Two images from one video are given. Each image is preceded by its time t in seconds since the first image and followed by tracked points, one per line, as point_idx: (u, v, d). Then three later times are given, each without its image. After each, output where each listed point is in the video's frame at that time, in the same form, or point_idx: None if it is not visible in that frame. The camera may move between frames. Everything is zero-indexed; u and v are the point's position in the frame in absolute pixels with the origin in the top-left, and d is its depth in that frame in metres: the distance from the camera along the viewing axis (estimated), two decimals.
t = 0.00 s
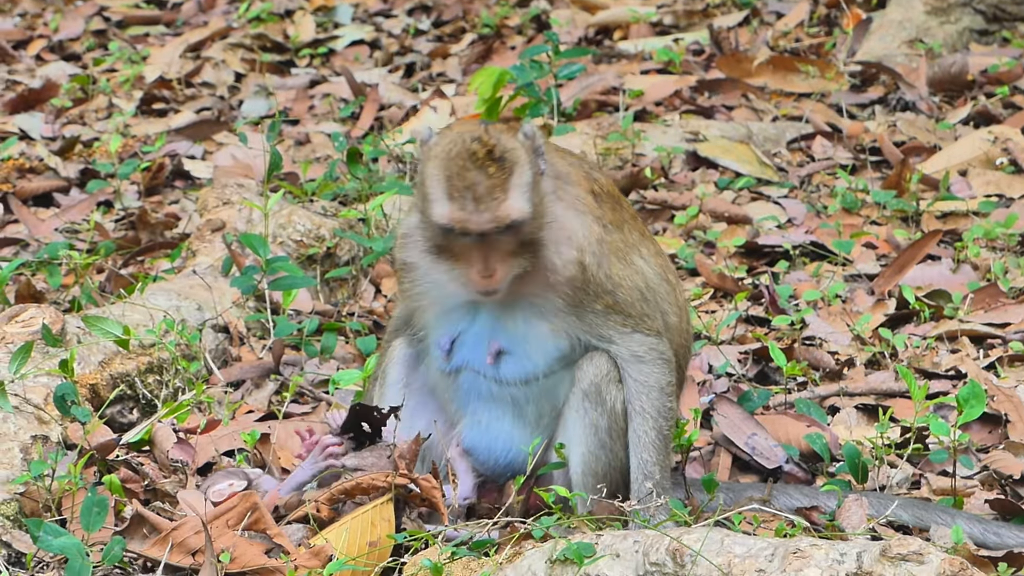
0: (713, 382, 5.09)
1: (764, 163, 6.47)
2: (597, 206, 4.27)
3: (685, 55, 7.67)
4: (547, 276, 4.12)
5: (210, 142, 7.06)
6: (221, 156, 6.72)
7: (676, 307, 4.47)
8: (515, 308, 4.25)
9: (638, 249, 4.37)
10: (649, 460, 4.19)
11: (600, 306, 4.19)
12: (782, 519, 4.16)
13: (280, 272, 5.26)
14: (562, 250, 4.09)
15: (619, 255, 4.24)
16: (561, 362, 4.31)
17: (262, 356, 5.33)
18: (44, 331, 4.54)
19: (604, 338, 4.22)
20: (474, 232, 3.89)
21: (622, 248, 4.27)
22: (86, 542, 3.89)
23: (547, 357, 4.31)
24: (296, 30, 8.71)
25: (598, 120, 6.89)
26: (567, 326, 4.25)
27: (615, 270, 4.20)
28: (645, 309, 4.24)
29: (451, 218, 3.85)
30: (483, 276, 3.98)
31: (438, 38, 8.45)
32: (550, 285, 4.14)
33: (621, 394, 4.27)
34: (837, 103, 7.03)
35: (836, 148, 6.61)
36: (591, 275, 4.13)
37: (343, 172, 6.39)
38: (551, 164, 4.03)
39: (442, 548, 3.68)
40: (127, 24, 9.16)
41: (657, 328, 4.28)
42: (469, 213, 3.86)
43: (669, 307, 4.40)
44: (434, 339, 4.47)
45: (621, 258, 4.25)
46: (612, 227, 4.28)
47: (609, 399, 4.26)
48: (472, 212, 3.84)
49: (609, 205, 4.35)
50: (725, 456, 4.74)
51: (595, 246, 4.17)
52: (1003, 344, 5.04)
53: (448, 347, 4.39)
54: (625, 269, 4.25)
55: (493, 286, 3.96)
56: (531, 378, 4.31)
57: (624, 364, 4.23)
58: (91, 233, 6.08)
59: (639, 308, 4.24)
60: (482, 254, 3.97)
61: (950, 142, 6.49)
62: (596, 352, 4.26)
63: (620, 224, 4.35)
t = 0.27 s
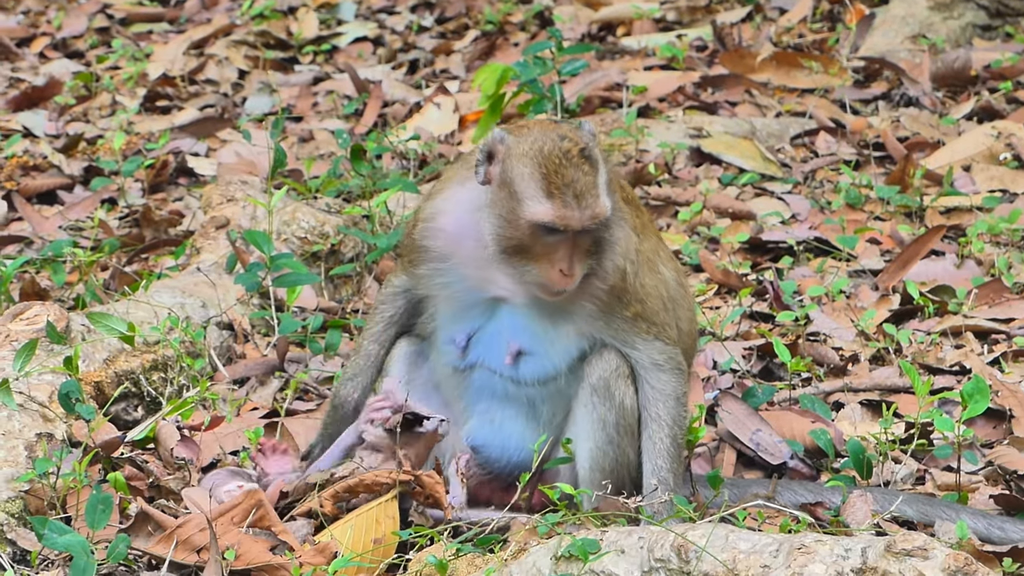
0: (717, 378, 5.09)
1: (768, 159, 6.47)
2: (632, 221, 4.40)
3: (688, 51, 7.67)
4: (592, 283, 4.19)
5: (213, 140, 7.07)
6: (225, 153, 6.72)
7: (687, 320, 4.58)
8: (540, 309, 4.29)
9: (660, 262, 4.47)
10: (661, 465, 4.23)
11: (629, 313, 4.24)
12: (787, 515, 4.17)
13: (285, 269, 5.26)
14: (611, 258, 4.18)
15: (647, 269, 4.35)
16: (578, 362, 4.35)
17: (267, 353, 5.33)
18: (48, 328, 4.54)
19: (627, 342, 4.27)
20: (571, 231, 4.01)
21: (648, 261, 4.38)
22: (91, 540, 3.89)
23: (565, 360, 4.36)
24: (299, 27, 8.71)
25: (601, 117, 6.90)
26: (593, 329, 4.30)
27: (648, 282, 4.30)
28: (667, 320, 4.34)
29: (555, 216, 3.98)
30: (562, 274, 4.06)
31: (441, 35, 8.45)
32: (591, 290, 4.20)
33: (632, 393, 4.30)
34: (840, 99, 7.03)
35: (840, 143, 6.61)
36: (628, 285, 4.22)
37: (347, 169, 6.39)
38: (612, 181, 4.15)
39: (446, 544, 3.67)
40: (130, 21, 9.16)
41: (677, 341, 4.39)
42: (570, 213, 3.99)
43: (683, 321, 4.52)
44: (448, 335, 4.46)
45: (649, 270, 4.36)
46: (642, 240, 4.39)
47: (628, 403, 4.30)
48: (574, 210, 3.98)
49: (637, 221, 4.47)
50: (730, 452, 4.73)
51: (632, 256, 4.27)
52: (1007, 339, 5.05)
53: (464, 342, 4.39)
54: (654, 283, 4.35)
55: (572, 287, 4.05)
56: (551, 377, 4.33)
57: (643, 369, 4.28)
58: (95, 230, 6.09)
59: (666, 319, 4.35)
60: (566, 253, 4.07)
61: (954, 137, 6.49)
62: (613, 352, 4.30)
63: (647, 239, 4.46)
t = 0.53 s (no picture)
0: (718, 376, 5.09)
1: (768, 157, 6.47)
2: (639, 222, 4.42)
3: (689, 49, 7.67)
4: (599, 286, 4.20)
5: (214, 139, 7.08)
6: (226, 152, 6.72)
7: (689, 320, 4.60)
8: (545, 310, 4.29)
9: (665, 262, 4.49)
10: (663, 464, 4.26)
11: (635, 315, 4.25)
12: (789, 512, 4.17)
13: (286, 268, 5.26)
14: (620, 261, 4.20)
15: (653, 270, 4.37)
16: (582, 362, 4.35)
17: (268, 352, 5.34)
18: (49, 328, 4.52)
19: (631, 342, 4.28)
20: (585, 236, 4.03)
21: (654, 261, 4.40)
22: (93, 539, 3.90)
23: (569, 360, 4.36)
24: (300, 26, 8.72)
25: (602, 115, 6.90)
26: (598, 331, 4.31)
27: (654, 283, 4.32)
28: (672, 321, 4.36)
29: (569, 221, 4.00)
30: (574, 279, 4.07)
31: (442, 34, 8.45)
32: (597, 292, 4.21)
33: (635, 391, 4.32)
34: (841, 97, 7.03)
35: (840, 141, 6.61)
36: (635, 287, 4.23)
37: (348, 167, 6.39)
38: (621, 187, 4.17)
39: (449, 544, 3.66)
40: (131, 21, 9.17)
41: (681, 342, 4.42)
42: (584, 218, 4.01)
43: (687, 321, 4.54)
44: (450, 337, 4.44)
45: (654, 270, 4.38)
46: (647, 241, 4.41)
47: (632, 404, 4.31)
48: (588, 214, 4.00)
49: (643, 222, 4.48)
50: (731, 450, 4.75)
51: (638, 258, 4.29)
52: (1008, 336, 5.05)
53: (468, 344, 4.37)
54: (660, 284, 4.37)
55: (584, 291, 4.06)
56: (556, 377, 4.33)
57: (646, 370, 4.30)
58: (96, 230, 6.09)
59: (671, 320, 4.37)
60: (578, 258, 4.08)
61: (954, 135, 6.49)
62: (617, 352, 4.30)
63: (652, 240, 4.48)
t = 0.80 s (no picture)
0: (720, 375, 5.09)
1: (770, 156, 6.47)
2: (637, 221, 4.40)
3: (691, 48, 7.67)
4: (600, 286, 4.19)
5: (216, 139, 7.08)
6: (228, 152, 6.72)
7: (689, 318, 4.59)
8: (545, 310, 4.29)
9: (664, 261, 4.48)
10: (664, 462, 4.26)
11: (634, 315, 4.24)
12: (790, 510, 4.17)
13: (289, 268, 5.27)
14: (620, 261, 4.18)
15: (653, 269, 4.36)
16: (583, 362, 4.35)
17: (270, 351, 5.34)
18: (52, 328, 4.52)
19: (631, 342, 4.27)
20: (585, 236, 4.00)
21: (653, 260, 4.39)
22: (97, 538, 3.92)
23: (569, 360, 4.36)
24: (302, 26, 8.72)
25: (604, 114, 6.90)
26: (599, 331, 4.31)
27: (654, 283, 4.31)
28: (671, 320, 4.35)
29: (570, 221, 3.97)
30: (574, 279, 4.04)
31: (444, 33, 8.45)
32: (598, 293, 4.20)
33: (635, 390, 4.32)
34: (843, 96, 7.03)
35: (842, 140, 6.61)
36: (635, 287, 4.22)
37: (350, 167, 6.40)
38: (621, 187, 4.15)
39: (452, 542, 3.70)
40: (133, 21, 9.17)
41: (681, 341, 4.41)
42: (584, 218, 3.98)
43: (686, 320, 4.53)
44: (451, 338, 4.44)
45: (653, 269, 4.36)
46: (646, 240, 4.40)
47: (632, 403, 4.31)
48: (588, 215, 3.97)
49: (641, 221, 4.47)
50: (733, 448, 4.74)
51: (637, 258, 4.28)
52: (1010, 334, 5.05)
53: (468, 346, 4.37)
54: (659, 283, 4.36)
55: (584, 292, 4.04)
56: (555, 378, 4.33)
57: (646, 369, 4.29)
58: (98, 230, 6.09)
59: (670, 319, 4.36)
60: (578, 258, 4.05)
61: (956, 134, 6.49)
62: (617, 351, 4.30)
63: (651, 239, 4.47)
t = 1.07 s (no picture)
0: (720, 374, 5.09)
1: (769, 156, 6.47)
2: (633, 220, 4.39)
3: (690, 48, 7.67)
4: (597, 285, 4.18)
5: (216, 139, 7.08)
6: (228, 152, 6.72)
7: (687, 317, 4.59)
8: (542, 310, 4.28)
9: (661, 260, 4.48)
10: (664, 462, 4.25)
11: (632, 314, 4.24)
12: (790, 510, 4.18)
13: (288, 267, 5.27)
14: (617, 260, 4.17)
15: (649, 268, 4.35)
16: (581, 362, 4.34)
17: (270, 351, 5.34)
18: (51, 327, 4.52)
19: (629, 341, 4.27)
20: (579, 235, 3.99)
21: (650, 260, 4.38)
22: (96, 537, 3.92)
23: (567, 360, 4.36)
24: (302, 26, 8.72)
25: (604, 114, 6.90)
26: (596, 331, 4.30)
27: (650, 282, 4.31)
28: (668, 319, 4.34)
29: (564, 220, 3.95)
30: (569, 278, 4.02)
31: (443, 33, 8.45)
32: (595, 293, 4.19)
33: (633, 390, 4.30)
34: (842, 96, 7.03)
35: (842, 140, 6.61)
36: (631, 286, 4.21)
37: (350, 167, 6.40)
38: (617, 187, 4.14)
39: (451, 542, 3.69)
40: (132, 21, 9.17)
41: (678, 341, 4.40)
42: (579, 216, 3.96)
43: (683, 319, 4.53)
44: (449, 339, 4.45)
45: (650, 268, 4.36)
46: (643, 240, 4.40)
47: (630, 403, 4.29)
48: (583, 213, 3.95)
49: (637, 220, 4.47)
50: (733, 448, 4.75)
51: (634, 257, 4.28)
52: (1010, 334, 5.05)
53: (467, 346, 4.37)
54: (656, 282, 4.36)
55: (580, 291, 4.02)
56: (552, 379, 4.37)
57: (644, 368, 4.29)
58: (97, 230, 6.08)
59: (667, 318, 4.35)
60: (574, 256, 4.03)
61: (955, 134, 6.49)
62: (615, 351, 4.29)
63: (647, 238, 4.47)
